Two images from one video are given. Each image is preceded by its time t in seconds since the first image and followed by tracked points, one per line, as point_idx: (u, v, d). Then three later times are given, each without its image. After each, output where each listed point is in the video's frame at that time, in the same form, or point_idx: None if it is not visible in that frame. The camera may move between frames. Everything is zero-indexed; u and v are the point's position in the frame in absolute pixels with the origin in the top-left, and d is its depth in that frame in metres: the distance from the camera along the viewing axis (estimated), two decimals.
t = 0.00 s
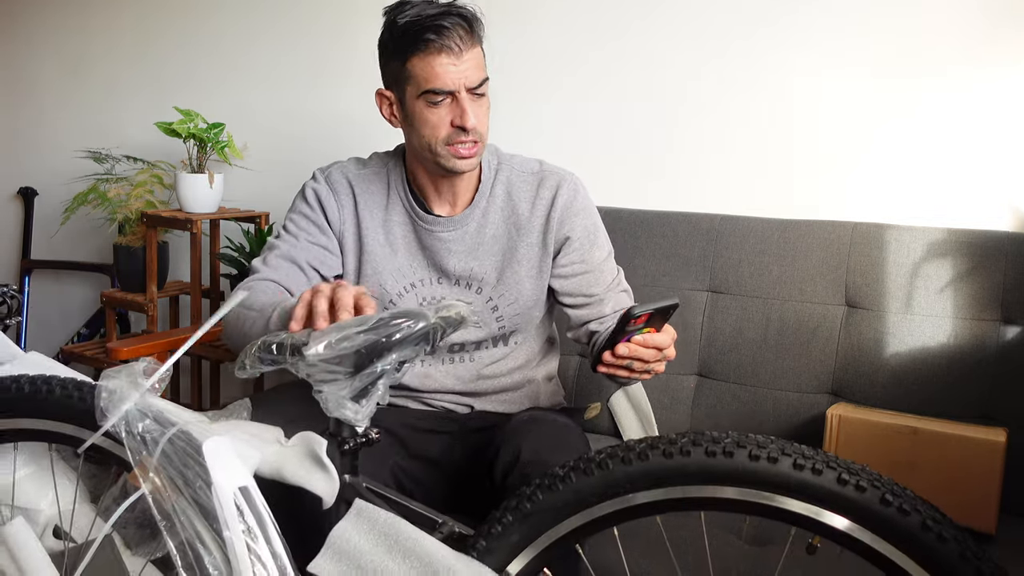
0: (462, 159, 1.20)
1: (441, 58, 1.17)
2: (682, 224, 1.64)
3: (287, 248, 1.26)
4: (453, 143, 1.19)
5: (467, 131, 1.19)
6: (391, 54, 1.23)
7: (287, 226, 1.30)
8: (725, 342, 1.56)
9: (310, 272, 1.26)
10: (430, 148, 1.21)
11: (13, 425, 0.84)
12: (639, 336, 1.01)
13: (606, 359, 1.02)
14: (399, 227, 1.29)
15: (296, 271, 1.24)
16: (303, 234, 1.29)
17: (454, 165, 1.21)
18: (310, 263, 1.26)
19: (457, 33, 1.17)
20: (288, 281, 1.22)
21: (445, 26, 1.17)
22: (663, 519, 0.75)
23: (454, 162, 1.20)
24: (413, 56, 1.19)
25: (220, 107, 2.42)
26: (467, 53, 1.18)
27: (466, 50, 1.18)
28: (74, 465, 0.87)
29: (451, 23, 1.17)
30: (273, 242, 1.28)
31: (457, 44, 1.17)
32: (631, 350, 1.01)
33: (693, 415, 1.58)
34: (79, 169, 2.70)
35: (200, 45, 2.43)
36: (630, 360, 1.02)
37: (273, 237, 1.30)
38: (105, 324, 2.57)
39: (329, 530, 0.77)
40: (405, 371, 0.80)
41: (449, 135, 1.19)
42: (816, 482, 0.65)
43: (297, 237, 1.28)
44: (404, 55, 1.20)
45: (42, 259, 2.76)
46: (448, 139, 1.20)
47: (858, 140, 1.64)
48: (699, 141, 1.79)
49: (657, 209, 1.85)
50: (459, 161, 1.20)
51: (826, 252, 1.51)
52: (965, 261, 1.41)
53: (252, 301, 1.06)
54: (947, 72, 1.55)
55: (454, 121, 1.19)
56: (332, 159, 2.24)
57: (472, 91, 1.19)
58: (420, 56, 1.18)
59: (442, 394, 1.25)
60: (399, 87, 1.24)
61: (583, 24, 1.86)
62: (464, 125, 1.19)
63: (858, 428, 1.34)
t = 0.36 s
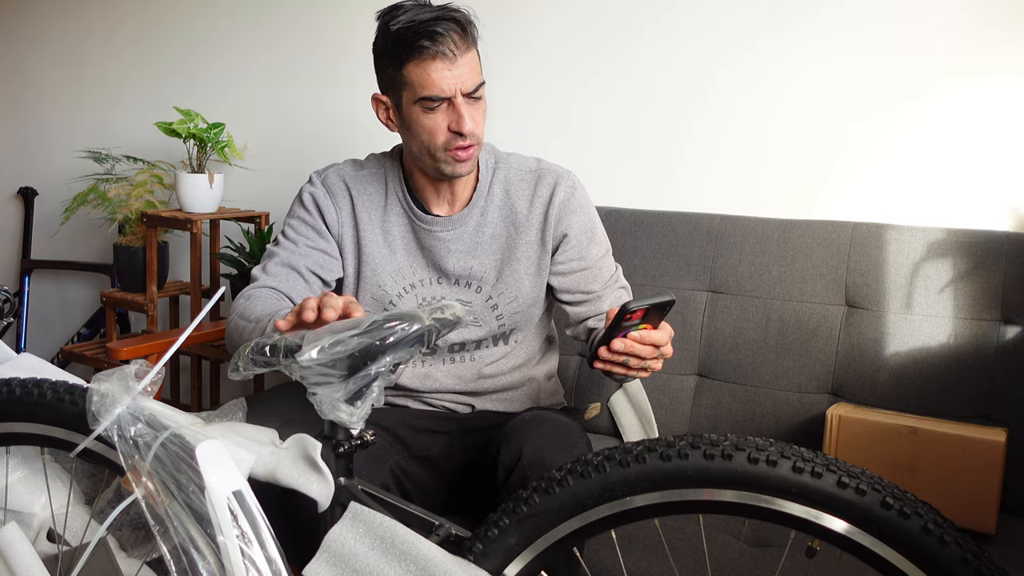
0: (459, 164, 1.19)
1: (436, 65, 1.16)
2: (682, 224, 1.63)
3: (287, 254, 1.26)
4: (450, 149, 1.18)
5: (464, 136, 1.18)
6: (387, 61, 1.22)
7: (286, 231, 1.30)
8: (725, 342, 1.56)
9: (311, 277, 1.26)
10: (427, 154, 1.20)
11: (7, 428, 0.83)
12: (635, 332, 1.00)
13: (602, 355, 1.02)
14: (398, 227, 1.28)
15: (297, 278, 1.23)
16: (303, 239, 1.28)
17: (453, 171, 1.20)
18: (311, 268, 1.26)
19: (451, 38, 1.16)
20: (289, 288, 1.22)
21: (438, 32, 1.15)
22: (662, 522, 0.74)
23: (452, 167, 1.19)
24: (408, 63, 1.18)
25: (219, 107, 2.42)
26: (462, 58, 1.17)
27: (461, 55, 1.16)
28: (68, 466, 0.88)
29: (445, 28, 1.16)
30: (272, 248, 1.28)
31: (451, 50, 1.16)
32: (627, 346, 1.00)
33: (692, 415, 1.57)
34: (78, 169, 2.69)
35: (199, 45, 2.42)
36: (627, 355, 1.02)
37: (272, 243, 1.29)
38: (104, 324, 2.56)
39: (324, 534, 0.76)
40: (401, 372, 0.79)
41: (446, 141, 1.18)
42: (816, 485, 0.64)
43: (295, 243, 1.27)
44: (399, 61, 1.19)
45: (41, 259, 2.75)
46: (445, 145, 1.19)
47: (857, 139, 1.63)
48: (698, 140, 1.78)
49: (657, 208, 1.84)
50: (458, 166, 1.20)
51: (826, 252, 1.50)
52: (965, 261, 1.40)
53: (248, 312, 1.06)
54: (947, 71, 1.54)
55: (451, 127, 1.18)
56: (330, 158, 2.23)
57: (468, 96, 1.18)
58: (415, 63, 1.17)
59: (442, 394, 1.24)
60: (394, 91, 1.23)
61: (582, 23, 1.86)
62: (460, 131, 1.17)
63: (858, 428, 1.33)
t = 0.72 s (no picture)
0: (457, 164, 1.20)
1: (426, 66, 1.16)
2: (682, 224, 1.64)
3: (285, 262, 1.26)
4: (447, 149, 1.19)
5: (461, 136, 1.18)
6: (377, 65, 1.22)
7: (284, 238, 1.31)
8: (725, 342, 1.56)
9: (310, 285, 1.27)
10: (425, 156, 1.20)
11: (12, 426, 0.84)
12: (634, 341, 1.01)
13: (601, 364, 1.01)
14: (397, 230, 1.29)
15: (294, 287, 1.25)
16: (300, 247, 1.29)
17: (451, 172, 1.21)
18: (309, 277, 1.27)
19: (440, 39, 1.16)
20: (287, 296, 1.23)
21: (427, 34, 1.15)
22: (662, 519, 0.75)
23: (450, 167, 1.20)
24: (399, 66, 1.18)
25: (220, 107, 2.42)
26: (453, 58, 1.17)
27: (451, 55, 1.17)
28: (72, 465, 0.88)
29: (434, 29, 1.16)
30: (271, 255, 1.29)
31: (441, 50, 1.16)
32: (626, 354, 1.00)
33: (693, 415, 1.58)
34: (78, 169, 2.69)
35: (200, 45, 2.43)
36: (626, 364, 1.02)
37: (271, 250, 1.30)
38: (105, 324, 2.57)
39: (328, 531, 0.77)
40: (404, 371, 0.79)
41: (443, 142, 1.19)
42: (815, 482, 0.65)
43: (294, 250, 1.28)
44: (390, 65, 1.19)
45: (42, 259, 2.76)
46: (442, 146, 1.19)
47: (858, 139, 1.64)
48: (699, 140, 1.79)
49: (657, 209, 1.85)
50: (456, 167, 1.20)
51: (826, 252, 1.51)
52: (965, 261, 1.41)
53: (243, 324, 1.06)
54: (948, 70, 1.55)
55: (447, 128, 1.19)
56: (331, 158, 2.24)
57: (461, 96, 1.18)
58: (406, 66, 1.18)
59: (442, 396, 1.24)
60: (388, 95, 1.23)
61: (583, 24, 1.86)
62: (456, 131, 1.18)
63: (858, 428, 1.34)
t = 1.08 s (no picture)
0: (455, 164, 1.20)
1: (427, 66, 1.16)
2: (682, 224, 1.64)
3: (281, 265, 1.26)
4: (445, 149, 1.19)
5: (459, 136, 1.18)
6: (377, 63, 1.22)
7: (280, 241, 1.30)
8: (725, 343, 1.56)
9: (305, 288, 1.27)
10: (423, 155, 1.20)
11: (14, 426, 0.84)
12: (639, 337, 1.01)
13: (607, 362, 1.01)
14: (395, 231, 1.29)
15: (290, 290, 1.24)
16: (296, 250, 1.29)
17: (449, 172, 1.21)
18: (304, 280, 1.27)
19: (441, 38, 1.16)
20: (283, 300, 1.22)
21: (428, 33, 1.15)
22: (662, 518, 0.75)
23: (448, 166, 1.20)
24: (400, 64, 1.18)
25: (220, 107, 2.42)
26: (454, 58, 1.17)
27: (452, 55, 1.17)
28: (72, 465, 0.88)
29: (435, 28, 1.16)
30: (266, 258, 1.28)
31: (442, 50, 1.16)
32: (632, 351, 1.00)
33: (693, 415, 1.58)
34: (79, 169, 2.69)
35: (200, 45, 2.43)
36: (631, 360, 1.02)
37: (266, 253, 1.30)
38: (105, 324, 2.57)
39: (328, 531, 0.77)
40: (405, 371, 0.80)
41: (441, 142, 1.19)
42: (815, 481, 0.65)
43: (289, 253, 1.28)
44: (391, 63, 1.19)
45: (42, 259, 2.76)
46: (439, 146, 1.19)
47: (858, 139, 1.64)
48: (697, 139, 1.79)
49: (657, 209, 1.85)
50: (453, 166, 1.20)
51: (826, 252, 1.51)
52: (965, 261, 1.41)
53: (237, 324, 1.06)
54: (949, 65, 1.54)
55: (446, 128, 1.19)
56: (332, 159, 2.24)
57: (461, 96, 1.19)
58: (406, 65, 1.18)
59: (441, 396, 1.25)
60: (388, 94, 1.23)
61: (583, 24, 1.86)
62: (455, 131, 1.18)
63: (858, 428, 1.34)
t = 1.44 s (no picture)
0: (454, 160, 1.20)
1: (424, 61, 1.16)
2: (682, 224, 1.64)
3: (282, 265, 1.26)
4: (445, 144, 1.19)
5: (457, 131, 1.18)
6: (375, 60, 1.23)
7: (281, 242, 1.30)
8: (725, 343, 1.56)
9: (306, 287, 1.27)
10: (423, 151, 1.20)
11: (15, 426, 0.84)
12: (634, 337, 1.01)
13: (603, 362, 1.01)
14: (395, 232, 1.29)
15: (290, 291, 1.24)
16: (297, 250, 1.29)
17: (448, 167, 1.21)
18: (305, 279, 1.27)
19: (439, 33, 1.16)
20: (284, 299, 1.23)
21: (426, 29, 1.16)
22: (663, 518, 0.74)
23: (447, 162, 1.20)
24: (397, 61, 1.18)
25: (221, 107, 2.42)
26: (451, 53, 1.17)
27: (450, 51, 1.17)
28: (73, 465, 0.88)
29: (432, 23, 1.16)
30: (266, 259, 1.28)
31: (439, 46, 1.16)
32: (627, 351, 1.00)
33: (693, 415, 1.58)
34: (80, 169, 2.69)
35: (201, 45, 2.43)
36: (627, 361, 1.02)
37: (266, 253, 1.30)
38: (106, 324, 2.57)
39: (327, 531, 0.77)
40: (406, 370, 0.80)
41: (441, 137, 1.19)
42: (816, 481, 0.65)
43: (289, 253, 1.28)
44: (389, 59, 1.20)
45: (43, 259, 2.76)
46: (439, 141, 1.19)
47: (859, 140, 1.64)
48: (697, 139, 1.79)
49: (657, 209, 1.85)
50: (452, 162, 1.20)
51: (826, 252, 1.51)
52: (965, 261, 1.41)
53: (237, 324, 1.06)
54: (949, 65, 1.54)
55: (444, 123, 1.19)
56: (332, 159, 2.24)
57: (459, 92, 1.19)
58: (404, 61, 1.18)
59: (440, 396, 1.25)
60: (386, 91, 1.23)
61: (583, 24, 1.86)
62: (454, 126, 1.18)
63: (858, 428, 1.34)
